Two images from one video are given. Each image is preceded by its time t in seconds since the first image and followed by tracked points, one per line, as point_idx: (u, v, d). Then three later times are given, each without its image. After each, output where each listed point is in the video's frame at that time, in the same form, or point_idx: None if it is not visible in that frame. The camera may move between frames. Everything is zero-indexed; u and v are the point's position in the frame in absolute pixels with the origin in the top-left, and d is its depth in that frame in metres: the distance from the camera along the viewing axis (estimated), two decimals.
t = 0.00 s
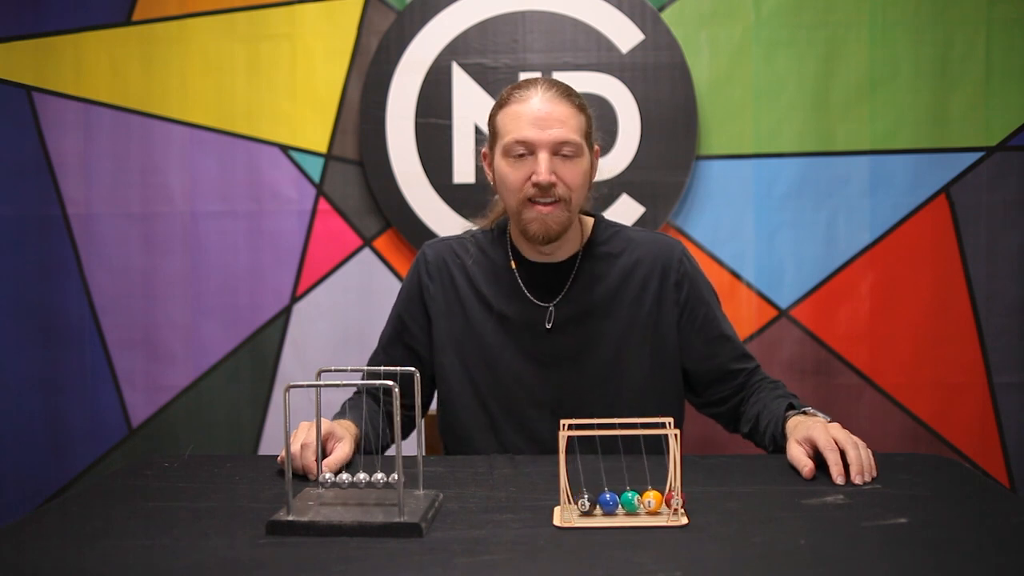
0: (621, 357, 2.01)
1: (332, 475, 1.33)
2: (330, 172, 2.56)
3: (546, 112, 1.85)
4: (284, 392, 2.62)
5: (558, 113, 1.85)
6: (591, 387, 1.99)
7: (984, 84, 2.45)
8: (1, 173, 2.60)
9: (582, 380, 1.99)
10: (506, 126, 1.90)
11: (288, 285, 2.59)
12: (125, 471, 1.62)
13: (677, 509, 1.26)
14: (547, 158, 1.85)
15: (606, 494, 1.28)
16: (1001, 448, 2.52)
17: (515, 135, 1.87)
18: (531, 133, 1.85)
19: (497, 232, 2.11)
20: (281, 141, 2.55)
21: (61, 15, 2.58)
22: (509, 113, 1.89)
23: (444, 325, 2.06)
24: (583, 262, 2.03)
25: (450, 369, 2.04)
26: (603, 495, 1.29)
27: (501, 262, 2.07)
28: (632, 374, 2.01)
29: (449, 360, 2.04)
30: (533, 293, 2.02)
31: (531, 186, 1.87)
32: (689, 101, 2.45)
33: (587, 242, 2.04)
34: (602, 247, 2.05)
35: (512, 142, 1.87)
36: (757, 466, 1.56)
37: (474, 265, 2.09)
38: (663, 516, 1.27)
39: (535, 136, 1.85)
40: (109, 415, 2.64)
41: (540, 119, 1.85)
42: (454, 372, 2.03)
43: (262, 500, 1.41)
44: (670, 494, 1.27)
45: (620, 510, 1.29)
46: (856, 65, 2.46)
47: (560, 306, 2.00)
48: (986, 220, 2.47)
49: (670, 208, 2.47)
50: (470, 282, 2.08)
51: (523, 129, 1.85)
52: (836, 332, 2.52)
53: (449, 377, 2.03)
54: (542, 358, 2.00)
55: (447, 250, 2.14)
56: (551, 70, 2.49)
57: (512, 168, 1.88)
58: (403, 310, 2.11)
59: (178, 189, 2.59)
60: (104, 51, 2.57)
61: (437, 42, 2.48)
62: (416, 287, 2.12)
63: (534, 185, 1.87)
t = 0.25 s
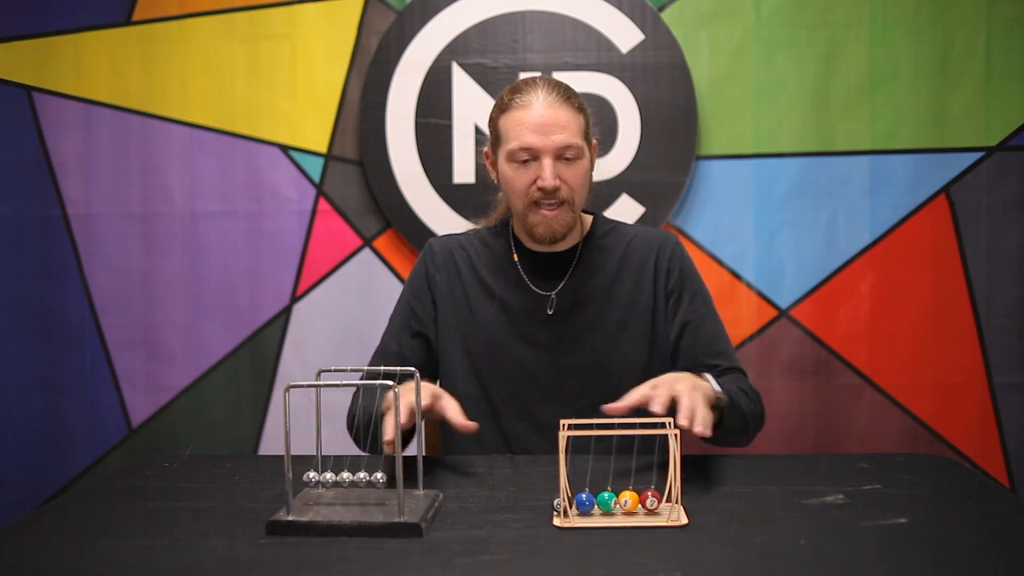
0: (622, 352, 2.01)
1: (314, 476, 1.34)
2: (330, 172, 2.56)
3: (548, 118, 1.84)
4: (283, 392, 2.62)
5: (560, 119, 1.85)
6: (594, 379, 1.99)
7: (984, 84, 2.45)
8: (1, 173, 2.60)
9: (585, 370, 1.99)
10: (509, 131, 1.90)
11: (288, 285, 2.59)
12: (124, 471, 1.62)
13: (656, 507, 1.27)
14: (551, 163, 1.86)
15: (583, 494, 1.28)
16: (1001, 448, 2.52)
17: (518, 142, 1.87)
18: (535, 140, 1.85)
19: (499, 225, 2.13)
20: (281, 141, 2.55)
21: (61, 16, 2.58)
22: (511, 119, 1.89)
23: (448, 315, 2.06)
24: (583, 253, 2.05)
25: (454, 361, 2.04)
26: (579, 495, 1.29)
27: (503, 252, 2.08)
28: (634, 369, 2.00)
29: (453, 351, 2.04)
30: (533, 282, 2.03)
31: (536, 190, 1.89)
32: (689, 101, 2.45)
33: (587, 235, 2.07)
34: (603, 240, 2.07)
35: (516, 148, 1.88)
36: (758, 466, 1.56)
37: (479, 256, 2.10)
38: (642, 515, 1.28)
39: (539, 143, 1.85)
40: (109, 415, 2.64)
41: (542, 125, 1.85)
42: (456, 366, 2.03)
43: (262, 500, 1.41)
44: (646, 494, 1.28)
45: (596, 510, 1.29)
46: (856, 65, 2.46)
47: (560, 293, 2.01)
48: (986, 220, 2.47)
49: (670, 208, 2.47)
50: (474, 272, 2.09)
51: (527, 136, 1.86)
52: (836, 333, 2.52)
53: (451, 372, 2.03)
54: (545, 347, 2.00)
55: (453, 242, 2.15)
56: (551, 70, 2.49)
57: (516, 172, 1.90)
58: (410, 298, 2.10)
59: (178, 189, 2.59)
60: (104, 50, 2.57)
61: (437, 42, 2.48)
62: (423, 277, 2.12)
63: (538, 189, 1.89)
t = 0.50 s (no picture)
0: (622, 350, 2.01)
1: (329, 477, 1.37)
2: (330, 172, 2.56)
3: (528, 119, 1.85)
4: (283, 392, 2.61)
5: (540, 119, 1.86)
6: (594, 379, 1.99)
7: (984, 84, 2.45)
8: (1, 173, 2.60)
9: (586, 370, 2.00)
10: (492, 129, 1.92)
11: (288, 284, 2.59)
12: (124, 471, 1.62)
13: (672, 508, 1.27)
14: (528, 162, 1.88)
15: (600, 494, 1.28)
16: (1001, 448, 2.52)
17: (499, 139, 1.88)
18: (513, 138, 1.87)
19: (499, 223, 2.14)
20: (281, 141, 2.55)
21: (61, 15, 2.58)
22: (495, 116, 1.90)
23: (449, 314, 2.06)
24: (579, 248, 2.06)
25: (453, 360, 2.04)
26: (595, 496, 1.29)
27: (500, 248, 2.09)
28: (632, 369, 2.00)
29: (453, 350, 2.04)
30: (530, 277, 2.04)
31: (513, 187, 1.90)
32: (689, 101, 2.45)
33: (582, 231, 2.08)
34: (599, 235, 2.08)
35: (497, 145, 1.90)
36: (758, 466, 1.56)
37: (480, 256, 2.10)
38: (657, 515, 1.27)
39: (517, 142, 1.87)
40: (109, 415, 2.64)
41: (522, 125, 1.86)
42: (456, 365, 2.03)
43: (262, 500, 1.41)
44: (662, 494, 1.28)
45: (612, 511, 1.29)
46: (856, 65, 2.46)
47: (556, 287, 2.02)
48: (986, 220, 2.47)
49: (670, 208, 2.47)
50: (475, 272, 2.09)
51: (506, 134, 1.87)
52: (836, 333, 2.52)
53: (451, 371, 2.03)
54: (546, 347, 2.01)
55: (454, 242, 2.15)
56: (551, 70, 2.49)
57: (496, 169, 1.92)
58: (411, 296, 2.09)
59: (178, 189, 2.59)
60: (104, 50, 2.57)
61: (437, 42, 2.48)
62: (423, 276, 2.12)
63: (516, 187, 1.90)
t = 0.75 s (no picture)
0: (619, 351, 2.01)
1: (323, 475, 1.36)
2: (330, 172, 2.56)
3: (537, 116, 1.86)
4: (284, 392, 2.62)
5: (549, 117, 1.87)
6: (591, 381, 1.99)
7: (984, 84, 2.45)
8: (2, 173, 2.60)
9: (583, 372, 1.99)
10: (497, 127, 1.91)
11: (288, 284, 2.59)
12: (124, 471, 1.62)
13: (668, 508, 1.26)
14: (537, 160, 1.88)
15: (595, 494, 1.28)
16: (1001, 447, 2.52)
17: (507, 137, 1.88)
18: (522, 136, 1.87)
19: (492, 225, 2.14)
20: (281, 141, 2.55)
21: (61, 15, 2.58)
22: (500, 115, 1.90)
23: (443, 320, 2.06)
24: (573, 249, 2.05)
25: (449, 364, 2.04)
26: (590, 495, 1.29)
27: (494, 252, 2.09)
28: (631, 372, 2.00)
29: (448, 354, 2.04)
30: (523, 278, 2.04)
31: (521, 186, 1.90)
32: (689, 101, 2.45)
33: (578, 232, 2.07)
34: (593, 236, 2.07)
35: (503, 143, 1.89)
36: (758, 466, 1.56)
37: (472, 260, 2.10)
38: (654, 515, 1.27)
39: (526, 139, 1.86)
40: (109, 415, 2.64)
41: (531, 123, 1.86)
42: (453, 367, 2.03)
43: (262, 500, 1.41)
44: (658, 494, 1.27)
45: (608, 510, 1.29)
46: (856, 65, 2.46)
47: (550, 289, 2.02)
48: (987, 220, 2.47)
49: (670, 208, 2.47)
50: (468, 277, 2.09)
51: (515, 131, 1.87)
52: (836, 333, 2.52)
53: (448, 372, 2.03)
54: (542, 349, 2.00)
55: (446, 248, 2.15)
56: (551, 70, 2.49)
57: (503, 167, 1.91)
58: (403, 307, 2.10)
59: (178, 189, 2.59)
60: (104, 50, 2.57)
61: (437, 42, 2.48)
62: (416, 284, 2.12)
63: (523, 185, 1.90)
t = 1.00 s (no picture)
0: (617, 352, 2.01)
1: (315, 476, 1.34)
2: (330, 172, 2.56)
3: (546, 115, 1.85)
4: (284, 392, 2.62)
5: (560, 116, 1.86)
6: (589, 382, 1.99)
7: (984, 85, 2.45)
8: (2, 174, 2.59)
9: (579, 374, 1.99)
10: (506, 128, 1.91)
11: (288, 285, 2.59)
12: (124, 471, 1.62)
13: (660, 507, 1.27)
14: (548, 160, 1.87)
15: (586, 494, 1.28)
16: (1001, 447, 2.52)
17: (516, 137, 1.87)
18: (533, 135, 1.86)
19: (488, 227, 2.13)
20: (281, 141, 2.55)
21: (61, 15, 2.58)
22: (510, 115, 1.90)
23: (439, 325, 2.06)
24: (572, 254, 2.05)
25: (445, 366, 2.04)
26: (582, 496, 1.29)
27: (491, 257, 2.08)
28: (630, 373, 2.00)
29: (444, 357, 2.04)
30: (523, 284, 2.04)
31: (532, 186, 1.88)
32: (689, 101, 2.45)
33: (575, 236, 2.07)
34: (591, 240, 2.07)
35: (514, 143, 1.88)
36: (758, 466, 1.56)
37: (467, 263, 2.10)
38: (646, 515, 1.28)
39: (537, 139, 1.86)
40: (109, 415, 2.64)
41: (540, 122, 1.86)
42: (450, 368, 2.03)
43: (262, 500, 1.41)
44: (650, 494, 1.28)
45: (599, 511, 1.29)
46: (856, 65, 2.46)
47: (550, 295, 2.02)
48: (986, 220, 2.47)
49: (670, 208, 2.47)
50: (463, 281, 2.09)
51: (526, 131, 1.86)
52: (836, 333, 2.52)
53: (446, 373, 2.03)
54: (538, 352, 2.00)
55: (440, 252, 2.14)
56: (551, 70, 2.49)
57: (513, 167, 1.90)
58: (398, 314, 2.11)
59: (178, 189, 2.59)
60: (104, 50, 2.57)
61: (437, 42, 2.48)
62: (411, 289, 2.12)
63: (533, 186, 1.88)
